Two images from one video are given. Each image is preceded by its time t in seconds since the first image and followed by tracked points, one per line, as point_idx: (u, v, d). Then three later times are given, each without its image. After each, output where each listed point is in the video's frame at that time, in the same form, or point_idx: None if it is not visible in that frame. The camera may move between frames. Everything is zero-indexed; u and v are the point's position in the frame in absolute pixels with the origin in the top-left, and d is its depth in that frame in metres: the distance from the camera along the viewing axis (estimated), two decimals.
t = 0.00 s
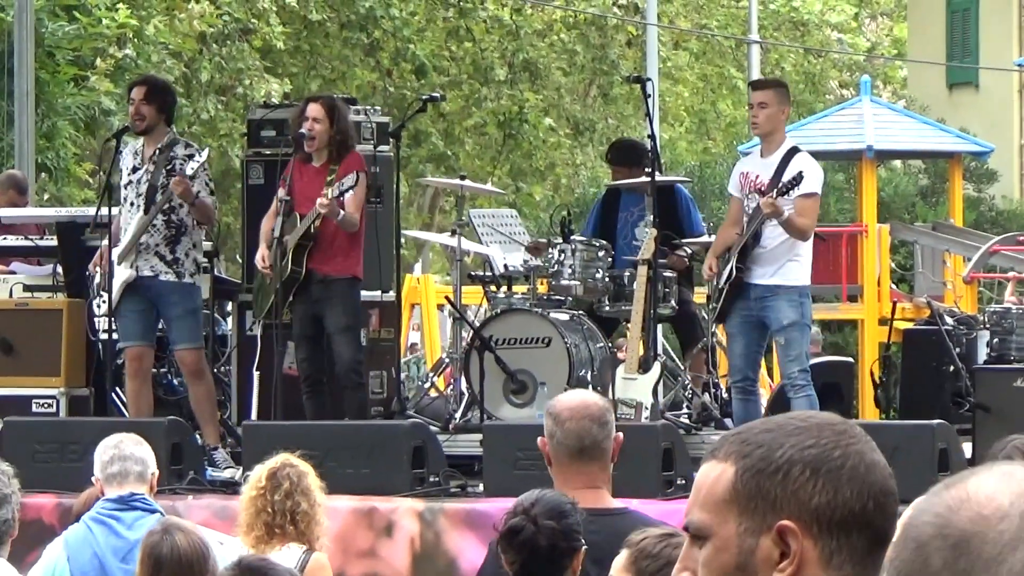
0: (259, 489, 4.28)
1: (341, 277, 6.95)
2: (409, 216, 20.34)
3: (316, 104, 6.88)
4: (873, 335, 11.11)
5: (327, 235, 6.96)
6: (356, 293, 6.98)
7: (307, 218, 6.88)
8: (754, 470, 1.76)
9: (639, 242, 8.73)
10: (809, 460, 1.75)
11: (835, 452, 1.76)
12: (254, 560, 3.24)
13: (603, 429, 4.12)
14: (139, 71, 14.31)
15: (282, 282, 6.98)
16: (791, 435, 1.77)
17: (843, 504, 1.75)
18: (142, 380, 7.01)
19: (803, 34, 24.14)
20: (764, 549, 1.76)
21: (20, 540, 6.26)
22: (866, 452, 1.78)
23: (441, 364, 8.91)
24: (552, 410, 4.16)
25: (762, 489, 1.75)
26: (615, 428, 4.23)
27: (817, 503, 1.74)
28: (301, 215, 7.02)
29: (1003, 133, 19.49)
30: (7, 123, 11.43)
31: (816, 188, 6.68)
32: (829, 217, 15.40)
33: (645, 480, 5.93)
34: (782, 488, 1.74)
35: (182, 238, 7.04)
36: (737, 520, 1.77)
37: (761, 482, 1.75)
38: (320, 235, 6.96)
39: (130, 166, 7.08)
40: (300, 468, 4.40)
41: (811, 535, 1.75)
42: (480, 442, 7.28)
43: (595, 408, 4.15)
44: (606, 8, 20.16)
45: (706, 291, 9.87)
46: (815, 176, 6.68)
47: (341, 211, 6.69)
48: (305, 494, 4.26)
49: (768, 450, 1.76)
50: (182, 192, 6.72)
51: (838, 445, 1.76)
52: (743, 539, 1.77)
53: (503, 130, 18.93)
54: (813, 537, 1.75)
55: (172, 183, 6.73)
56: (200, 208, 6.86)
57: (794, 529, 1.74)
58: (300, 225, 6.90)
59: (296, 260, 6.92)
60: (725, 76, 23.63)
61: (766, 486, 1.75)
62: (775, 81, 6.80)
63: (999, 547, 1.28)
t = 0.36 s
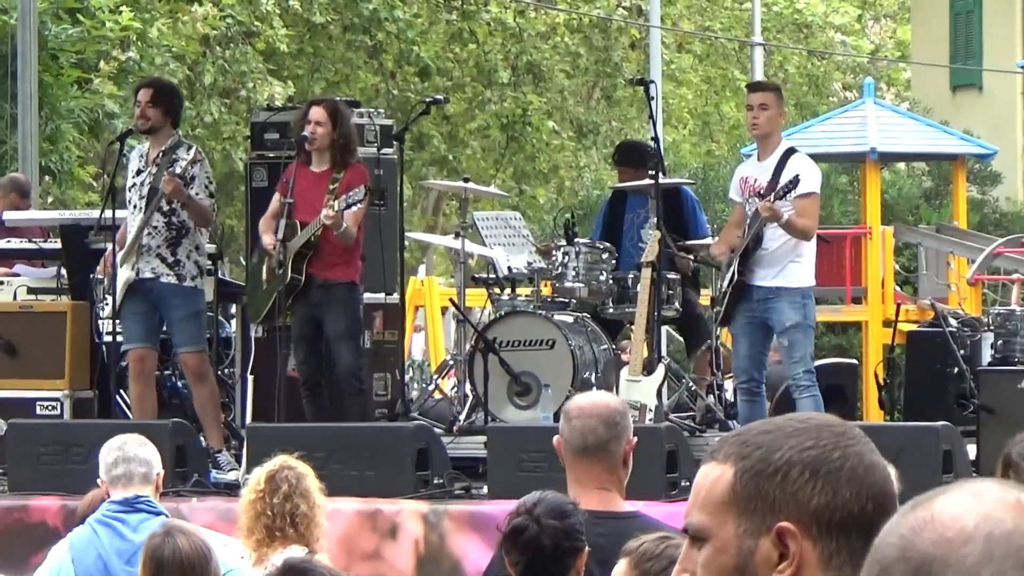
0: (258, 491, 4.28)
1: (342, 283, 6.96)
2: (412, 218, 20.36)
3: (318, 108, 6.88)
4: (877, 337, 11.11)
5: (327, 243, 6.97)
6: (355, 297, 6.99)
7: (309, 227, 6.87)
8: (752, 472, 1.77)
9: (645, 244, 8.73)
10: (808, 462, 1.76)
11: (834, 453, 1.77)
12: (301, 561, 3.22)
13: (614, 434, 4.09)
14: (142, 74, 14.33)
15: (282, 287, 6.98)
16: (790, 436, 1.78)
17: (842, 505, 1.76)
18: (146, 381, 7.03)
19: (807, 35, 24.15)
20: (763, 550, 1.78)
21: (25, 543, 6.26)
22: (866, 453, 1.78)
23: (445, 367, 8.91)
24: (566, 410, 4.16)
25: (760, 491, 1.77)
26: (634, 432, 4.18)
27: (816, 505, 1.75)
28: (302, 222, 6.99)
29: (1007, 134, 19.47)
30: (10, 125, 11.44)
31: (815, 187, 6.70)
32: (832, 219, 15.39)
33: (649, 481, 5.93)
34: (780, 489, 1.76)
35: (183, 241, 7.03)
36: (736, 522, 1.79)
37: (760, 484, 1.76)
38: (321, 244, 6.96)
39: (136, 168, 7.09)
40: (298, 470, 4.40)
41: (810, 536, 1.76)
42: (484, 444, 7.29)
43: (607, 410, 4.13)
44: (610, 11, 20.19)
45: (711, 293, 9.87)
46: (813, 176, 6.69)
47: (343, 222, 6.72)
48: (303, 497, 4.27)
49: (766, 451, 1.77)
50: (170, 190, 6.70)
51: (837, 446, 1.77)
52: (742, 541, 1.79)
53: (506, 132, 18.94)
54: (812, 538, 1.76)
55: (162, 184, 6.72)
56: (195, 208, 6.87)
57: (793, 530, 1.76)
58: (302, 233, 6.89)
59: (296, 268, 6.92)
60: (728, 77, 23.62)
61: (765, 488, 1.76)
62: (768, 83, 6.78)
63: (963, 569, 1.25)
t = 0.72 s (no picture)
0: (260, 493, 4.30)
1: (340, 284, 6.96)
2: (414, 220, 20.38)
3: (323, 110, 6.87)
4: (879, 339, 11.11)
5: (325, 246, 6.98)
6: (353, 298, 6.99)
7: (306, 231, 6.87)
8: (744, 474, 1.77)
9: (647, 245, 8.74)
10: (800, 464, 1.76)
11: (825, 455, 1.77)
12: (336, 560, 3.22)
13: (622, 432, 4.15)
14: (144, 75, 14.35)
15: (279, 289, 6.98)
16: (781, 438, 1.79)
17: (833, 507, 1.76)
18: (144, 385, 7.02)
19: (809, 36, 24.19)
20: (756, 553, 1.77)
21: (26, 546, 6.27)
22: (857, 455, 1.79)
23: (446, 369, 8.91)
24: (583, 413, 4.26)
25: (753, 493, 1.77)
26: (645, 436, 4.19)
27: (808, 506, 1.75)
28: (300, 225, 6.99)
29: (1009, 136, 19.48)
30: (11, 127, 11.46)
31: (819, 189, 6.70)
32: (833, 220, 15.40)
33: (650, 483, 5.93)
34: (773, 491, 1.76)
35: (183, 245, 7.05)
36: (728, 524, 1.79)
37: (753, 485, 1.77)
38: (317, 247, 6.97)
39: (133, 170, 7.08)
40: (301, 471, 4.41)
41: (803, 538, 1.76)
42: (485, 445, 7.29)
43: (615, 408, 4.19)
44: (612, 11, 20.29)
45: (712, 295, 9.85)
46: (817, 177, 6.70)
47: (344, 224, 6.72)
48: (304, 497, 4.27)
49: (759, 453, 1.78)
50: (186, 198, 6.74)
51: (828, 447, 1.78)
52: (733, 543, 1.78)
53: (508, 133, 18.95)
54: (805, 540, 1.76)
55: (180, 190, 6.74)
56: (201, 215, 6.86)
57: (785, 532, 1.75)
58: (299, 236, 6.90)
59: (292, 270, 6.94)
60: (730, 78, 23.65)
61: (757, 490, 1.76)
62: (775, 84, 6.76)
63: (945, 570, 1.20)
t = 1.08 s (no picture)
0: (263, 495, 4.30)
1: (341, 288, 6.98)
2: (415, 222, 20.40)
3: (325, 114, 6.90)
4: (880, 339, 11.12)
5: (327, 251, 6.97)
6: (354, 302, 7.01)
7: (309, 237, 6.88)
8: (739, 474, 1.80)
9: (647, 248, 8.74)
10: (793, 465, 1.78)
11: (820, 455, 1.81)
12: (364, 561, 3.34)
13: (635, 435, 4.13)
14: (145, 77, 14.36)
15: (279, 294, 7.00)
16: (775, 440, 1.82)
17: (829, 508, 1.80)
18: (144, 387, 7.02)
19: (809, 39, 24.21)
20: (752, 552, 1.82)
21: (26, 548, 6.26)
22: (852, 456, 1.84)
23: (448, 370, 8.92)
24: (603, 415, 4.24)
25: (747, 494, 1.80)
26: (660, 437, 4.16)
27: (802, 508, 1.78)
28: (302, 230, 6.98)
29: (1010, 138, 19.49)
30: (13, 129, 11.47)
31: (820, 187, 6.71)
32: (834, 222, 15.40)
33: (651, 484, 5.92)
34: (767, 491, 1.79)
35: (183, 248, 7.06)
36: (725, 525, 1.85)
37: (746, 483, 1.78)
38: (319, 253, 6.97)
39: (130, 172, 7.07)
40: (305, 473, 4.42)
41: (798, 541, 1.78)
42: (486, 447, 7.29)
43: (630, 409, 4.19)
44: (611, 14, 20.39)
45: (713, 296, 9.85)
46: (818, 177, 6.71)
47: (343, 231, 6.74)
48: (308, 498, 4.27)
49: (753, 455, 1.80)
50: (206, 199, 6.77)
51: (823, 448, 1.82)
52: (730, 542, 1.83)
53: (508, 135, 18.94)
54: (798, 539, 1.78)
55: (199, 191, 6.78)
56: (209, 217, 6.87)
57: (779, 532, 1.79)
58: (301, 242, 6.90)
59: (294, 275, 6.95)
60: (731, 81, 23.67)
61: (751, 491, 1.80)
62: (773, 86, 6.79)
63: None
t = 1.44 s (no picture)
0: (268, 493, 4.29)
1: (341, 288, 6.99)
2: (414, 222, 20.39)
3: (325, 114, 6.91)
4: (879, 340, 11.13)
5: (326, 253, 6.97)
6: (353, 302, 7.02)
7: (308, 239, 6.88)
8: (735, 476, 1.83)
9: (646, 248, 8.73)
10: (790, 465, 1.82)
11: (816, 456, 1.84)
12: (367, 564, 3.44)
13: (638, 436, 4.11)
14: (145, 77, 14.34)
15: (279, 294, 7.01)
16: (772, 440, 1.85)
17: (824, 507, 1.81)
18: (142, 387, 7.03)
19: (809, 39, 24.22)
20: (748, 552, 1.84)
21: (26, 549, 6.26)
22: (848, 456, 1.86)
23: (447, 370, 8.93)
24: (593, 413, 4.22)
25: (743, 495, 1.82)
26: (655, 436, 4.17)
27: (798, 507, 1.81)
28: (301, 230, 6.98)
29: (1009, 139, 19.49)
30: (12, 129, 11.47)
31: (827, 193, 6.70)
32: (834, 223, 15.40)
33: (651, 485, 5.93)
34: (762, 493, 1.81)
35: (183, 252, 7.06)
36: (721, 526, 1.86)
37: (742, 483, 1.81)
38: (318, 254, 6.98)
39: (128, 176, 7.05)
40: (311, 474, 4.41)
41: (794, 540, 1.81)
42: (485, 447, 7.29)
43: (632, 410, 4.17)
44: (610, 14, 20.43)
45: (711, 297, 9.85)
46: (825, 182, 6.70)
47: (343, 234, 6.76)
48: (312, 498, 4.28)
49: (749, 455, 1.84)
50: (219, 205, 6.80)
51: (819, 448, 1.85)
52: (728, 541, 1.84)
53: (508, 135, 18.93)
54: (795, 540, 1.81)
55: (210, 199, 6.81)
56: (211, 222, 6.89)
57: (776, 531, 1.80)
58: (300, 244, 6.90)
59: (294, 276, 6.96)
60: (731, 81, 23.65)
61: (747, 491, 1.82)
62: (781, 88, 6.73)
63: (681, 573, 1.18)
